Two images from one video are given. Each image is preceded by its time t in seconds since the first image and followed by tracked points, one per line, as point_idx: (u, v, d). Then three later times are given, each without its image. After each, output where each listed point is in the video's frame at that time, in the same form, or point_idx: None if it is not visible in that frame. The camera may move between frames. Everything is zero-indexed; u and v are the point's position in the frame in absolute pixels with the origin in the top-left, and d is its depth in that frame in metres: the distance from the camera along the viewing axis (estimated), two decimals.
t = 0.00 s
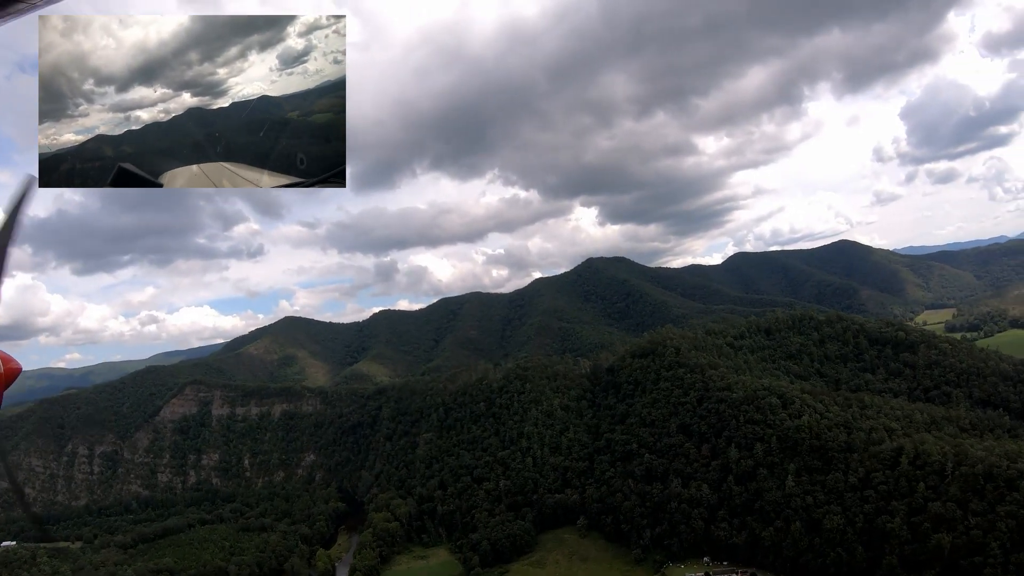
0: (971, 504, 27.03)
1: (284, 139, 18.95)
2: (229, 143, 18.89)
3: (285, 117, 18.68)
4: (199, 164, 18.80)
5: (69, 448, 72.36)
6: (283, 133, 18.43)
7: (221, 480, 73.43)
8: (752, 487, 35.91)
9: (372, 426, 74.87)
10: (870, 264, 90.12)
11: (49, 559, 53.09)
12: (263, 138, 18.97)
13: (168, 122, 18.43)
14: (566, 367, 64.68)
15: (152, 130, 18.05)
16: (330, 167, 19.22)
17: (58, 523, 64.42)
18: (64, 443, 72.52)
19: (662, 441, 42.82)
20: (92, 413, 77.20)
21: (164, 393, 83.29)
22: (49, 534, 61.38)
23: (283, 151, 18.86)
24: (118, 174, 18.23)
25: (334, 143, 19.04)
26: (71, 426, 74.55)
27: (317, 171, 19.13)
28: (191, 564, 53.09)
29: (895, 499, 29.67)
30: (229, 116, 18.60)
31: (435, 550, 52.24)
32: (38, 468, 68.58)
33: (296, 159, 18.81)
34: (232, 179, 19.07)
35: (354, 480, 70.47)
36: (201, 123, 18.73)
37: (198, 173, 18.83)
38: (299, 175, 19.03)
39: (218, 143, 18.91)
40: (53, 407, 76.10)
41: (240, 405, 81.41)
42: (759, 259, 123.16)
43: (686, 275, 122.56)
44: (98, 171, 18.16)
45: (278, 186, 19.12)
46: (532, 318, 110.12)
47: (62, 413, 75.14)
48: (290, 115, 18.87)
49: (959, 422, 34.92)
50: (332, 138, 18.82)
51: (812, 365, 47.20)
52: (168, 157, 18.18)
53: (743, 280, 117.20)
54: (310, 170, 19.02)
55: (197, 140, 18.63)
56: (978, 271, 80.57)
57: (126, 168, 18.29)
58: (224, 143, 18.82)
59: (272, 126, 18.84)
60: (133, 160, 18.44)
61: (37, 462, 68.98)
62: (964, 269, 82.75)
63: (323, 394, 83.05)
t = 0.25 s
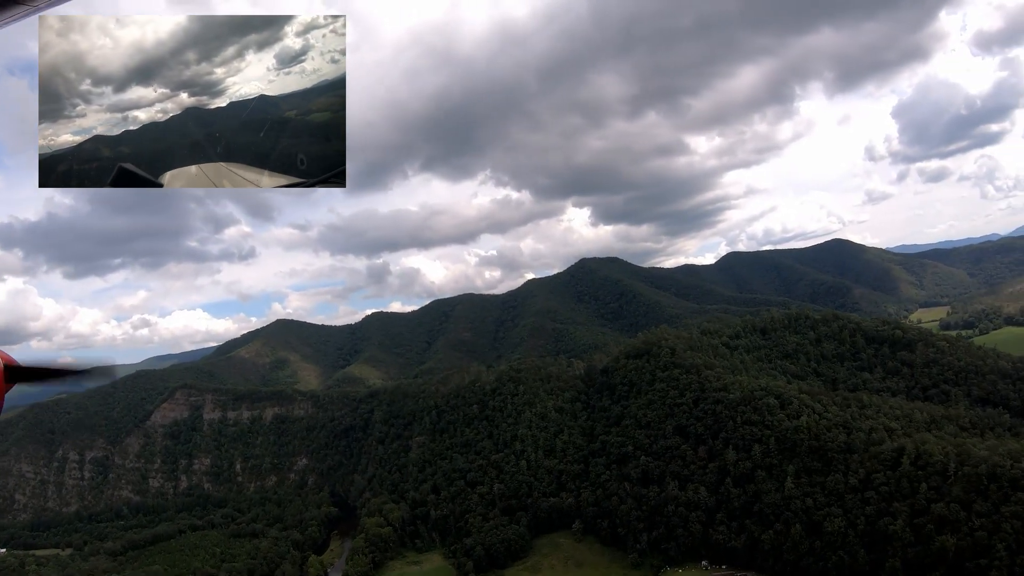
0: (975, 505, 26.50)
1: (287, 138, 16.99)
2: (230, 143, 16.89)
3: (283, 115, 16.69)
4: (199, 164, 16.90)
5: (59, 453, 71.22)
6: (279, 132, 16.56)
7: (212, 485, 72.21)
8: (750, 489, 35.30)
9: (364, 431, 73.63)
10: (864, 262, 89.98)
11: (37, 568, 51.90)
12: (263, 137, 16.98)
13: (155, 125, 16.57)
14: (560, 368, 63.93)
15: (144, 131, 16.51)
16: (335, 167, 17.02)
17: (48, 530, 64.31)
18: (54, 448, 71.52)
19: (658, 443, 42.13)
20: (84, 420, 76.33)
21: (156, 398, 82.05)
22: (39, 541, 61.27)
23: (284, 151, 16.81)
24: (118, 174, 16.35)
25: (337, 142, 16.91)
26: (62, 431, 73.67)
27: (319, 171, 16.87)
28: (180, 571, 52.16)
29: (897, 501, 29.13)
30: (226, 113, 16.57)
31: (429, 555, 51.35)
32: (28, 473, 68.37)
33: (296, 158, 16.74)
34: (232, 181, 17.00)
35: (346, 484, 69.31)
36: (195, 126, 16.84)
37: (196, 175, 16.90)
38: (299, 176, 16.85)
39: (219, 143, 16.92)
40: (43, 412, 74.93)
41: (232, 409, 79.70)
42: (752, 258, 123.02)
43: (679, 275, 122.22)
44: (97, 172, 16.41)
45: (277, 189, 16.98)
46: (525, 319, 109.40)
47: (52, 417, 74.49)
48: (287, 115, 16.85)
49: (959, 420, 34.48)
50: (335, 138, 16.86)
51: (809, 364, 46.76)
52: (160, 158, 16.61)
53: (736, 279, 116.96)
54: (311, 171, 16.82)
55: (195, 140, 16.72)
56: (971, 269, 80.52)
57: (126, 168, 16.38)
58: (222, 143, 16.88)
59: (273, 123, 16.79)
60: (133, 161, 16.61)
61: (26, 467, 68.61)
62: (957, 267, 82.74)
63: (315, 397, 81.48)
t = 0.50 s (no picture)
0: (977, 505, 26.06)
1: (286, 138, 16.54)
2: (227, 142, 16.18)
3: (281, 113, 16.23)
4: (198, 163, 15.99)
5: (49, 458, 68.17)
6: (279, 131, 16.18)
7: (203, 488, 70.74)
8: (748, 490, 34.77)
9: (356, 432, 72.51)
10: (857, 260, 90.01)
11: None
12: (261, 137, 16.44)
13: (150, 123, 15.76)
14: (552, 368, 63.25)
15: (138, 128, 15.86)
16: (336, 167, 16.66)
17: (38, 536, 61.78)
18: (43, 452, 68.24)
19: (653, 443, 41.53)
20: (72, 423, 73.14)
21: (146, 400, 80.10)
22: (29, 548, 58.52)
23: (284, 150, 16.29)
24: (117, 174, 15.35)
25: (337, 142, 16.68)
26: (51, 434, 70.05)
27: (319, 171, 16.51)
28: None
29: (897, 501, 28.67)
30: (224, 111, 15.96)
31: (422, 559, 50.46)
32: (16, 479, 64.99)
33: (296, 159, 16.29)
34: (232, 182, 16.13)
35: (338, 486, 68.65)
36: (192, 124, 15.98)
37: (197, 175, 16.04)
38: (300, 177, 16.32)
39: (216, 143, 16.17)
40: (32, 415, 70.21)
41: (222, 412, 78.40)
42: (744, 257, 123.09)
43: (671, 274, 122.01)
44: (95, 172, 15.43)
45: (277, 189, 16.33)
46: (518, 319, 108.62)
47: (41, 421, 70.45)
48: (283, 113, 16.41)
49: (957, 418, 34.12)
50: (334, 138, 16.62)
51: (805, 363, 46.39)
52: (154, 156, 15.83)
53: (728, 278, 116.83)
54: (313, 171, 16.36)
55: (193, 138, 15.86)
56: (963, 266, 80.65)
57: (126, 168, 15.38)
58: (222, 143, 16.22)
59: (273, 123, 16.34)
60: (134, 161, 15.65)
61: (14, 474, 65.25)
62: (949, 264, 82.91)
63: (306, 399, 80.31)
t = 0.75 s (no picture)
0: (979, 504, 25.56)
1: (286, 135, 15.56)
2: (226, 142, 15.34)
3: (279, 111, 15.19)
4: (199, 164, 15.13)
5: (38, 463, 68.09)
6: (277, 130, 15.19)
7: (193, 492, 69.35)
8: (745, 490, 34.19)
9: (346, 434, 70.98)
10: (849, 257, 89.91)
11: None
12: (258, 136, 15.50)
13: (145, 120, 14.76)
14: (545, 367, 62.50)
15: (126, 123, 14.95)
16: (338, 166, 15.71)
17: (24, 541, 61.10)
18: (33, 457, 68.50)
19: (647, 443, 40.88)
20: (60, 427, 72.53)
21: (135, 404, 78.90)
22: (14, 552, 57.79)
23: (284, 150, 15.39)
24: (115, 175, 14.39)
25: (336, 139, 15.57)
26: (40, 439, 70.22)
27: (320, 171, 15.58)
28: None
29: (897, 500, 28.13)
30: (219, 110, 15.08)
31: (413, 562, 49.59)
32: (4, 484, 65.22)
33: (296, 158, 15.36)
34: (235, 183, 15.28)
35: (329, 488, 67.44)
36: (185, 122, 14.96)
37: (197, 175, 15.17)
38: (300, 178, 15.44)
39: (214, 143, 15.29)
40: (24, 420, 72.01)
41: (212, 414, 76.41)
42: (736, 254, 122.91)
43: (663, 271, 121.70)
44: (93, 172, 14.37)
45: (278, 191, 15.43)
46: (509, 318, 107.76)
47: (31, 426, 71.22)
48: (279, 111, 15.39)
49: (956, 415, 33.67)
50: (334, 135, 15.52)
51: (799, 360, 45.93)
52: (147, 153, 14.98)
53: (720, 275, 116.56)
54: (314, 172, 15.45)
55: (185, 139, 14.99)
56: (955, 262, 80.63)
57: (125, 168, 14.41)
58: (220, 142, 15.35)
59: (270, 121, 15.33)
60: (133, 160, 14.66)
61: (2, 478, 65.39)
62: (941, 260, 82.88)
63: (297, 400, 78.07)
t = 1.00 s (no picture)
0: (982, 501, 25.05)
1: (286, 137, 17.09)
2: (230, 143, 16.98)
3: (278, 112, 16.80)
4: (199, 164, 16.80)
5: (26, 467, 64.01)
6: (278, 131, 16.72)
7: (183, 496, 67.89)
8: (741, 489, 33.59)
9: (337, 435, 69.69)
10: (840, 252, 89.98)
11: None
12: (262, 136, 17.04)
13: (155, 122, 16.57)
14: (536, 366, 61.70)
15: (138, 126, 16.65)
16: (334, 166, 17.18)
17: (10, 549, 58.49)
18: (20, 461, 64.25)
19: (642, 442, 40.18)
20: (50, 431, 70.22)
21: (123, 407, 76.89)
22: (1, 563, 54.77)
23: (284, 151, 16.92)
24: (117, 175, 16.22)
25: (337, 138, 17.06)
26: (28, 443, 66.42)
27: (319, 170, 17.02)
28: None
29: (898, 498, 27.58)
30: (227, 112, 16.75)
31: (405, 566, 48.57)
32: None
33: (297, 158, 16.85)
34: (231, 182, 16.85)
35: (320, 491, 66.07)
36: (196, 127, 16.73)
37: (197, 175, 16.83)
38: (299, 177, 16.96)
39: (218, 144, 16.99)
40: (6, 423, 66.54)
41: (201, 417, 75.19)
42: (727, 251, 122.86)
43: (653, 268, 121.43)
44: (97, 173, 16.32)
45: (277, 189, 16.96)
46: (500, 317, 106.78)
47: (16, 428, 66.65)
48: (280, 111, 16.95)
49: (954, 411, 33.23)
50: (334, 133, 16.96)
51: (794, 356, 45.48)
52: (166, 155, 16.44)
53: (712, 272, 116.40)
54: (311, 171, 16.93)
55: (195, 140, 16.72)
56: (946, 257, 80.72)
57: (126, 169, 16.21)
58: (221, 143, 16.97)
59: (272, 122, 16.91)
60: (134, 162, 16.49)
61: None
62: (932, 255, 82.97)
63: (287, 403, 76.87)
